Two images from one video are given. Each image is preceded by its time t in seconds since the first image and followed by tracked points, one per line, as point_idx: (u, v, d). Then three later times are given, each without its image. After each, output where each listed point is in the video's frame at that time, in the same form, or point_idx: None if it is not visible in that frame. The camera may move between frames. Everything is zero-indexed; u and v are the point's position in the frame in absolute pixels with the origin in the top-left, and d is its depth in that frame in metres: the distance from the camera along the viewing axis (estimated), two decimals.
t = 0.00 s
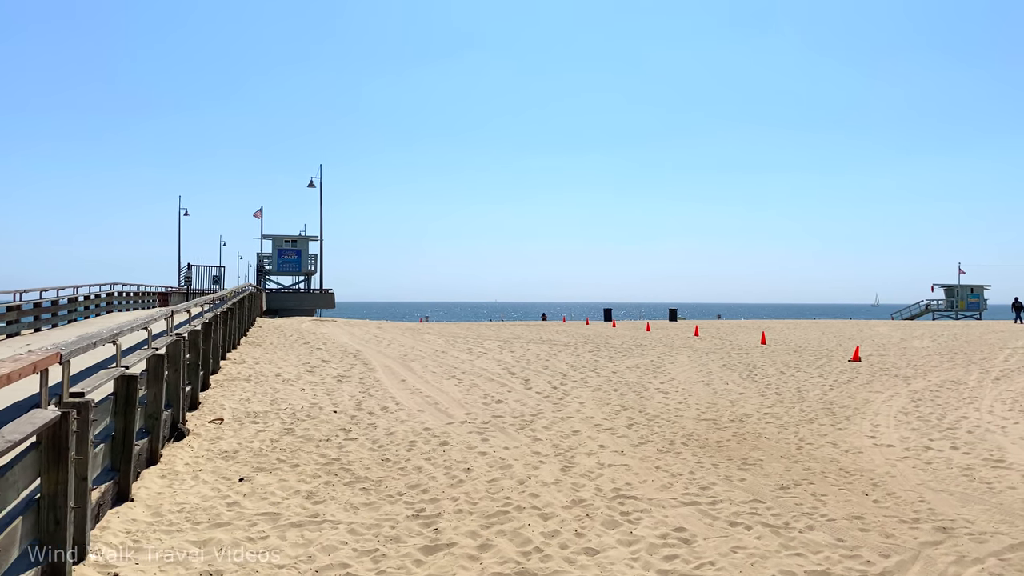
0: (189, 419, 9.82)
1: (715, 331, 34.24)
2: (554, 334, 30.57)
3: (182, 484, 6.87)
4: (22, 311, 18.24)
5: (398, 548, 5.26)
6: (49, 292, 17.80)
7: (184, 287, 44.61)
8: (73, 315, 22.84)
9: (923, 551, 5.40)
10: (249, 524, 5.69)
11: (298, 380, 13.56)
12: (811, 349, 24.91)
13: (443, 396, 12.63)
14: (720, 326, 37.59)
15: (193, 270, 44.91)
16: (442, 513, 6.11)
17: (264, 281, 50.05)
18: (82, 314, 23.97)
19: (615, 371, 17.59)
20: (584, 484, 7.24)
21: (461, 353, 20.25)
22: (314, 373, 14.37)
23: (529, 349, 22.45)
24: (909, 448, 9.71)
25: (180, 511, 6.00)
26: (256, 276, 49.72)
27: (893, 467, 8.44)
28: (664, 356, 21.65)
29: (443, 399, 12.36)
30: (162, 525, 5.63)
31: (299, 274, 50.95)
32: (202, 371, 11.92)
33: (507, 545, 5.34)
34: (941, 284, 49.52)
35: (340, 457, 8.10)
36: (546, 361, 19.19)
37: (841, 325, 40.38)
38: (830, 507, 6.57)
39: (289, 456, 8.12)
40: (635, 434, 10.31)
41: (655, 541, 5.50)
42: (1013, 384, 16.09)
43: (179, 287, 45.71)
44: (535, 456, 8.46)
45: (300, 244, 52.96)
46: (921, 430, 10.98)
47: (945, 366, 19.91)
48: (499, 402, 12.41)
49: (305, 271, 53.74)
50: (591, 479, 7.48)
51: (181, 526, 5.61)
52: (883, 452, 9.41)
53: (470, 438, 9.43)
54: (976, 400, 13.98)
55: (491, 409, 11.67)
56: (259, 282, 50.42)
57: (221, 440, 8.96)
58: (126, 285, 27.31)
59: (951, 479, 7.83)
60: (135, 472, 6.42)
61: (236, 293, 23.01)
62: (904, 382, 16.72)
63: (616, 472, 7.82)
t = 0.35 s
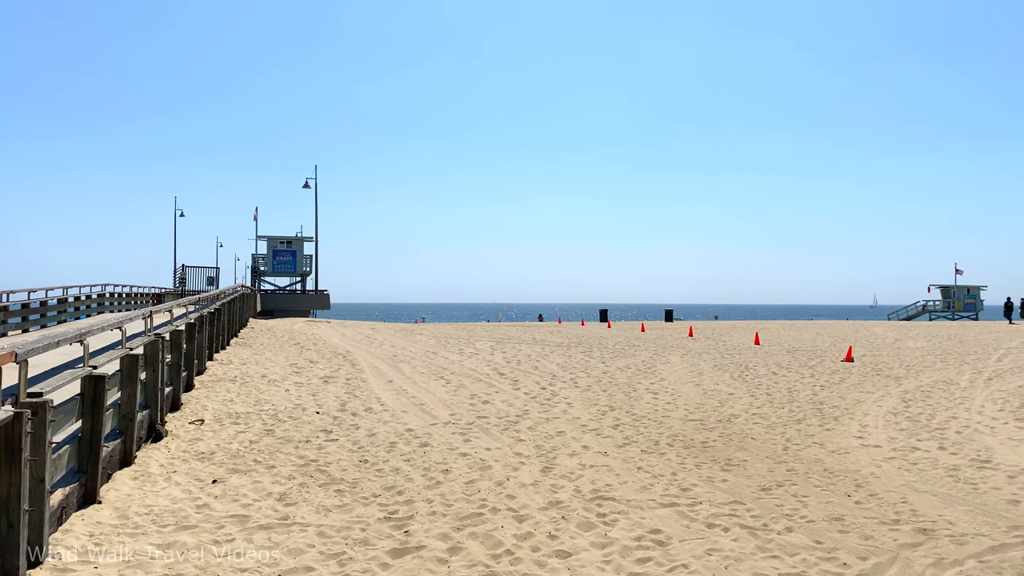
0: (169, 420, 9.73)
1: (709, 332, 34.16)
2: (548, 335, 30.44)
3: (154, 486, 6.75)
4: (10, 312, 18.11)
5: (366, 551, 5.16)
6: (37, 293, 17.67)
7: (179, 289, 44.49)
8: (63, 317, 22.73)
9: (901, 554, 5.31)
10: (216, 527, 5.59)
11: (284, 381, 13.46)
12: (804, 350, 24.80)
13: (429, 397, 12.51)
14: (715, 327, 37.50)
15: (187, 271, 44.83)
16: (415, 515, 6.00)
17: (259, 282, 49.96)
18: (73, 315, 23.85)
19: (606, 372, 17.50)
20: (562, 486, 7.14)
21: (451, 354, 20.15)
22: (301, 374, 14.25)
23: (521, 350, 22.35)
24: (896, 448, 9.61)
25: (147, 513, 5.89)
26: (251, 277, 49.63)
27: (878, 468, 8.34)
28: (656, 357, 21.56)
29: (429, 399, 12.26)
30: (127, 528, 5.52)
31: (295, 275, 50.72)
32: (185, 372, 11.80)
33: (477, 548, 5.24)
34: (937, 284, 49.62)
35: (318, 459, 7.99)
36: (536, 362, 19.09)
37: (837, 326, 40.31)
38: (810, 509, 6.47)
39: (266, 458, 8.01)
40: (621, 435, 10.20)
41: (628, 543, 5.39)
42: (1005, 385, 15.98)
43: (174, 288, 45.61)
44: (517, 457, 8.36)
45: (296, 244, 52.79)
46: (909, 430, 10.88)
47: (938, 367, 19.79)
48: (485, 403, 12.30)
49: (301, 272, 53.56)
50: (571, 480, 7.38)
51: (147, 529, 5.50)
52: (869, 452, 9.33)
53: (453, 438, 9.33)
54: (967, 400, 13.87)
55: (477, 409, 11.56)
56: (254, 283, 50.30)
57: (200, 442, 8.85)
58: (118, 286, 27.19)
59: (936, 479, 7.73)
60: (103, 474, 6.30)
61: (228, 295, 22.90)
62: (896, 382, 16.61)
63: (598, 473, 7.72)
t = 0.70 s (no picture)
0: (147, 422, 9.65)
1: (702, 333, 34.15)
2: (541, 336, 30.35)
3: (121, 488, 6.67)
4: None
5: (327, 554, 5.08)
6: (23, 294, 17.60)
7: (174, 290, 44.42)
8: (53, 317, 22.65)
9: (870, 556, 5.24)
10: (178, 529, 5.51)
11: (268, 382, 13.38)
12: (796, 350, 24.73)
13: (412, 398, 12.43)
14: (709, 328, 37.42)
15: (181, 272, 44.74)
16: (381, 518, 5.93)
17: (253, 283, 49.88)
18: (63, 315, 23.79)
19: (594, 373, 17.43)
20: (535, 487, 7.06)
21: (441, 355, 20.08)
22: (285, 376, 14.17)
23: (511, 351, 22.27)
24: (878, 449, 9.54)
25: (110, 516, 5.81)
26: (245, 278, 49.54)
27: (858, 469, 8.27)
28: (647, 358, 21.50)
29: (412, 400, 12.19)
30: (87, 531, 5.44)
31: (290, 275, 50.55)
32: (166, 374, 11.71)
33: (440, 551, 5.16)
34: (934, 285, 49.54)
35: (291, 460, 7.91)
36: (526, 363, 19.01)
37: (832, 326, 40.30)
38: (783, 510, 6.40)
39: (239, 459, 7.93)
40: (602, 436, 10.13)
41: (595, 545, 5.33)
42: (994, 385, 15.90)
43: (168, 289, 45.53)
44: (493, 458, 8.28)
45: (291, 246, 52.71)
46: (893, 430, 10.80)
47: (929, 367, 19.72)
48: (469, 404, 12.23)
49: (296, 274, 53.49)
50: (545, 481, 7.30)
51: (107, 532, 5.42)
52: (850, 453, 9.26)
53: (431, 439, 9.26)
54: (954, 400, 13.79)
55: (459, 411, 11.48)
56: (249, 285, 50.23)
57: (175, 443, 8.77)
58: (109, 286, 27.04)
59: (915, 481, 7.66)
60: (68, 476, 6.21)
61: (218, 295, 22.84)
62: (885, 383, 16.55)
63: (573, 474, 7.65)
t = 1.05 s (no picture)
0: (125, 422, 9.56)
1: (697, 333, 34.14)
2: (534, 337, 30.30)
3: (89, 489, 6.58)
4: None
5: (288, 556, 4.99)
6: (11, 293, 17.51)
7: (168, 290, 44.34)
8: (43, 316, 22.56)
9: (841, 557, 5.17)
10: (140, 531, 5.43)
11: (252, 383, 13.30)
12: (789, 350, 24.67)
13: (396, 398, 12.34)
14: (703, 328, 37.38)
15: (176, 273, 44.69)
16: (349, 519, 5.86)
17: (249, 284, 49.83)
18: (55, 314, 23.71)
19: (583, 374, 17.37)
20: (510, 487, 6.98)
21: (431, 355, 20.01)
22: (270, 376, 14.08)
23: (502, 352, 22.21)
24: (862, 449, 9.46)
25: (73, 518, 5.72)
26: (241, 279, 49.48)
27: (839, 469, 8.19)
28: (639, 358, 21.44)
29: (397, 401, 12.11)
30: (47, 533, 5.34)
31: (285, 276, 50.42)
32: (148, 375, 11.60)
33: (404, 553, 5.07)
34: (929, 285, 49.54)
35: (266, 462, 7.83)
36: (516, 363, 18.94)
37: (828, 326, 40.24)
38: (758, 511, 6.33)
39: (214, 460, 7.84)
40: (584, 436, 10.05)
41: (562, 547, 5.25)
42: (984, 385, 15.84)
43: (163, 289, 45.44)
44: (471, 459, 8.20)
45: (286, 246, 52.64)
46: (878, 431, 10.72)
47: (920, 367, 19.66)
48: (453, 404, 12.15)
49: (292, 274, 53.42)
50: (520, 482, 7.22)
51: (68, 534, 5.33)
52: (833, 453, 9.19)
53: (411, 440, 9.18)
54: (943, 400, 13.72)
55: (443, 411, 11.40)
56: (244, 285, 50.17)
57: (151, 444, 8.68)
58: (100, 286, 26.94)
59: (895, 481, 7.59)
60: (33, 477, 6.12)
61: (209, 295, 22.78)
62: (875, 383, 16.50)
63: (550, 475, 7.57)
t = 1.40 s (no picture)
0: (98, 426, 9.47)
1: (687, 334, 34.08)
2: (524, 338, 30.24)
3: (52, 494, 6.49)
4: None
5: (243, 562, 4.92)
6: None
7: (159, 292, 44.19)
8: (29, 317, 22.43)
9: (804, 562, 5.11)
10: (96, 537, 5.35)
11: (233, 385, 13.23)
12: (777, 351, 24.63)
13: (377, 400, 12.27)
14: (695, 329, 37.35)
15: (167, 275, 44.56)
16: (311, 524, 5.79)
17: (241, 285, 49.70)
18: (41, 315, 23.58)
19: (569, 375, 17.32)
20: (479, 491, 6.91)
21: (418, 356, 19.93)
22: (251, 378, 14.00)
23: (490, 353, 22.15)
24: (840, 451, 9.41)
25: (30, 523, 5.64)
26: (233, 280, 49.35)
27: (814, 472, 8.14)
28: (627, 359, 21.39)
29: (377, 403, 12.03)
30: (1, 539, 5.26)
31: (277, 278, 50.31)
32: (126, 377, 11.51)
33: (361, 559, 5.01)
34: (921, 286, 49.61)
35: (235, 465, 7.75)
36: (502, 365, 18.88)
37: (820, 327, 40.36)
38: (726, 515, 6.27)
39: (182, 464, 7.76)
40: (562, 439, 9.98)
41: (524, 552, 5.19)
42: (968, 386, 15.83)
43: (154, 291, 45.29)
44: (444, 462, 8.14)
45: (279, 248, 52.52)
46: (859, 433, 10.68)
47: (907, 368, 19.64)
48: (434, 406, 12.08)
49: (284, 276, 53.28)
50: (490, 485, 7.16)
51: (22, 539, 5.25)
52: (810, 455, 9.14)
53: (385, 443, 9.10)
54: (926, 402, 13.69)
55: (422, 413, 11.33)
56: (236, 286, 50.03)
57: (123, 447, 8.60)
58: (87, 288, 26.80)
59: (868, 484, 7.54)
60: None
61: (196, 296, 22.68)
62: (860, 384, 16.48)
63: (522, 478, 7.50)
